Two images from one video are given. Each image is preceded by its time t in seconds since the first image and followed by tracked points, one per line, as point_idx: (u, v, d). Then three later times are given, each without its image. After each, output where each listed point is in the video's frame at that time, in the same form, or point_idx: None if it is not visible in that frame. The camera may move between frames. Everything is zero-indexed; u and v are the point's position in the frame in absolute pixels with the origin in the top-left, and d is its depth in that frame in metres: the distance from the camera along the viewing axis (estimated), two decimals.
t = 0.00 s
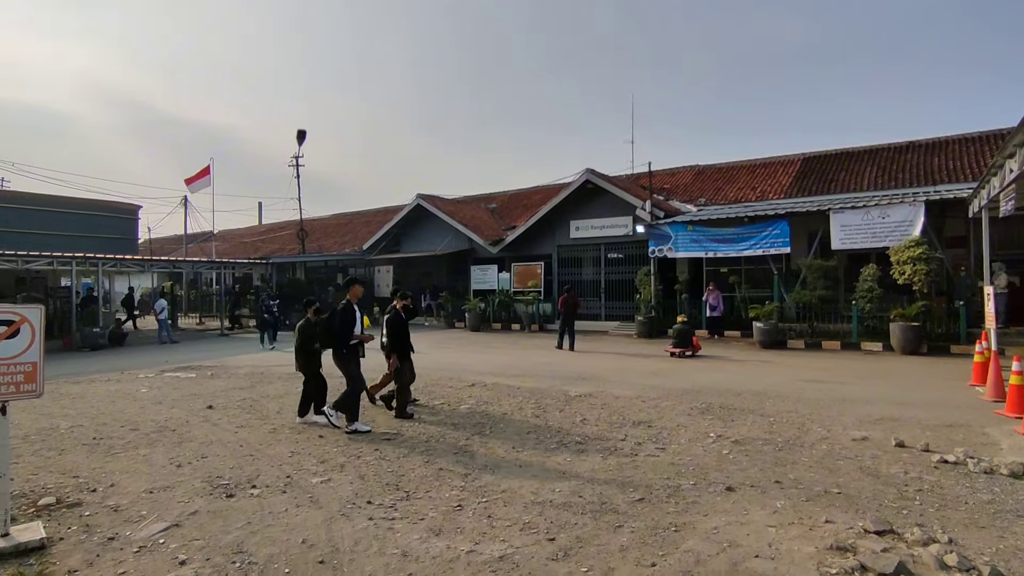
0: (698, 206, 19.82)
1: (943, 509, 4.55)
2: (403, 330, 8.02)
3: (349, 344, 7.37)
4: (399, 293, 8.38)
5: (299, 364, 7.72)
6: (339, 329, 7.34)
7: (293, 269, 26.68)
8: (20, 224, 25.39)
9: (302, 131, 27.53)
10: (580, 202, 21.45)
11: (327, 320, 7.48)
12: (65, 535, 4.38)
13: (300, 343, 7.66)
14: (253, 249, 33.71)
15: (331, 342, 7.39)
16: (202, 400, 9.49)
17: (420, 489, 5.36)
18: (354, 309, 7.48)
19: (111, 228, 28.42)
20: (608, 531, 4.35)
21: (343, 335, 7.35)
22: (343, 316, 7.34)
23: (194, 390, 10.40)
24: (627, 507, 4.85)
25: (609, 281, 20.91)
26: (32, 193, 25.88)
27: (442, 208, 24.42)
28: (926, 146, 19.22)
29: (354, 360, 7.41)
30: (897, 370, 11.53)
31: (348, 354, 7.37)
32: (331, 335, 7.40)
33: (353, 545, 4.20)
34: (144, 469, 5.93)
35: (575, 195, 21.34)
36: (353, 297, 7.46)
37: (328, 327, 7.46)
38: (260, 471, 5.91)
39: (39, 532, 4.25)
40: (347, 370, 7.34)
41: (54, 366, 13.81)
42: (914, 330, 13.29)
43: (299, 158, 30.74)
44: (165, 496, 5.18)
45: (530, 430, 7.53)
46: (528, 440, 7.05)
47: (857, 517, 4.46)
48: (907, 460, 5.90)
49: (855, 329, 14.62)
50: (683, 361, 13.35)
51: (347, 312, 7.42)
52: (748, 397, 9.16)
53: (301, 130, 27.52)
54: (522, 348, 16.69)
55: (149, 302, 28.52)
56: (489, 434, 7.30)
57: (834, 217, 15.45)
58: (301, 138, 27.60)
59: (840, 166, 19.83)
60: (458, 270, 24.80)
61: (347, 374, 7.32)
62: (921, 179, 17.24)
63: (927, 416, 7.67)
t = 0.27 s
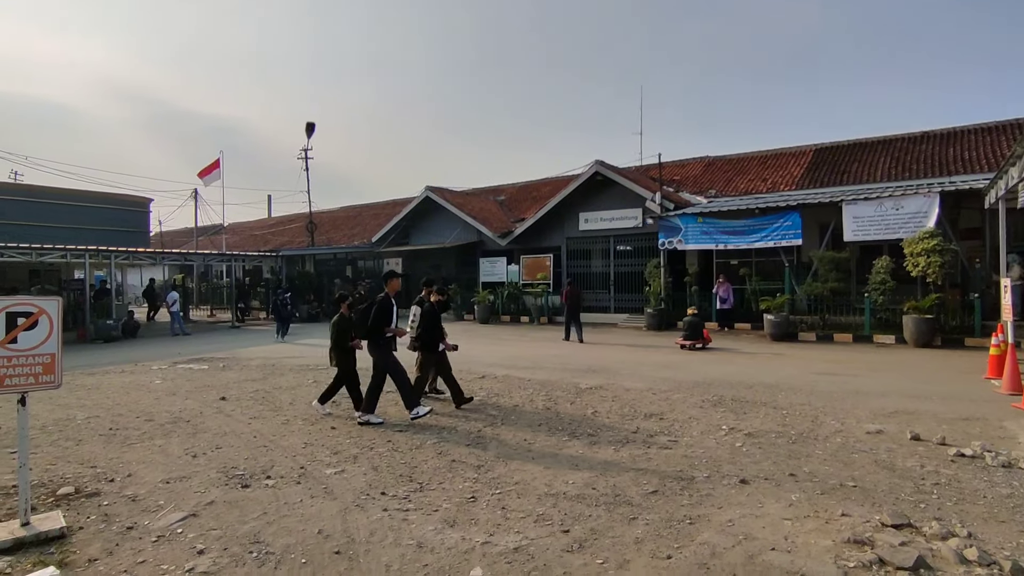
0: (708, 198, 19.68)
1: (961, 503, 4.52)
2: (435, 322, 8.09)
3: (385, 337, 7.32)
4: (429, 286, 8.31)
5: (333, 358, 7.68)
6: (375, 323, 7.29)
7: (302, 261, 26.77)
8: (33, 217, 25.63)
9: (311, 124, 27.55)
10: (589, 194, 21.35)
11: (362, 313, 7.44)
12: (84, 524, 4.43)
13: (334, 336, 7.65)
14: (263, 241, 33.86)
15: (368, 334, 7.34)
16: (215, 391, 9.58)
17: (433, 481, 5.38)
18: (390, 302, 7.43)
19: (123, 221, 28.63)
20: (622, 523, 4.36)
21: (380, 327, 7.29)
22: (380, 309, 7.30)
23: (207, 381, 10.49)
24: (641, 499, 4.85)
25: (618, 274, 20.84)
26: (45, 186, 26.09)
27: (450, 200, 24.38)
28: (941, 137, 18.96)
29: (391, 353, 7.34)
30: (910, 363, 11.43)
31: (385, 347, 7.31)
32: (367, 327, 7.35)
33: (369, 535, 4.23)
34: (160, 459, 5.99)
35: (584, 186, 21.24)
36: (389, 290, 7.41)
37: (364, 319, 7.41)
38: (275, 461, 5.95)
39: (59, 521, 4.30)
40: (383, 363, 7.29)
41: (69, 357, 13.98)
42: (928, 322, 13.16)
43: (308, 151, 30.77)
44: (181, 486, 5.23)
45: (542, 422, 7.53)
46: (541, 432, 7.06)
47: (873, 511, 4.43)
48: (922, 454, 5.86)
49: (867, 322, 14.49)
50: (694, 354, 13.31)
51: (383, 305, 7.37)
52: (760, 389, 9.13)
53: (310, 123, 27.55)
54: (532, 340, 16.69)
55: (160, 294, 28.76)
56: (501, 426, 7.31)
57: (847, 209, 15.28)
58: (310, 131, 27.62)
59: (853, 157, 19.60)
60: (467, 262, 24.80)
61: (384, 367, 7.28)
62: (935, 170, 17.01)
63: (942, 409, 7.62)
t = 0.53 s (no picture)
0: (721, 189, 19.49)
1: (985, 496, 4.46)
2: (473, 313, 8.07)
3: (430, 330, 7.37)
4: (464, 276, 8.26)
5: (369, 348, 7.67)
6: (421, 316, 7.32)
7: (315, 255, 26.87)
8: (51, 212, 25.94)
9: (323, 117, 27.61)
10: (601, 185, 21.23)
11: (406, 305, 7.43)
12: (108, 513, 4.49)
13: (371, 327, 7.64)
14: (276, 235, 34.07)
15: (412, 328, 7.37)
16: (232, 383, 9.67)
17: (450, 472, 5.39)
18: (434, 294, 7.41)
19: (138, 215, 28.91)
20: (640, 515, 4.35)
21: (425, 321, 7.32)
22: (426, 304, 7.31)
23: (223, 373, 10.59)
24: (659, 491, 4.84)
25: (631, 266, 20.74)
26: (62, 181, 26.38)
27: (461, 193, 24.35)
28: (960, 125, 18.62)
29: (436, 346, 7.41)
30: (928, 355, 11.29)
31: (430, 341, 7.37)
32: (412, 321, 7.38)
33: (388, 526, 4.25)
34: (180, 450, 6.06)
35: (596, 178, 21.12)
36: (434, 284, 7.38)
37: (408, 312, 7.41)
38: (293, 453, 5.99)
39: (84, 510, 4.36)
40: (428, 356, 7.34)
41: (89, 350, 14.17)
42: (946, 314, 12.95)
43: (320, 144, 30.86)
44: (201, 477, 5.29)
45: (557, 414, 7.53)
46: (556, 424, 7.06)
47: (895, 504, 4.39)
48: (943, 446, 5.79)
49: (883, 314, 14.30)
50: (708, 346, 13.23)
51: (428, 299, 7.37)
52: (776, 382, 9.06)
53: (322, 116, 27.60)
54: (544, 333, 16.67)
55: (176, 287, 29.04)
56: (515, 418, 7.32)
57: (863, 199, 15.06)
58: (321, 124, 27.68)
59: (869, 146, 19.32)
60: (478, 255, 24.81)
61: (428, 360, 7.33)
62: (953, 159, 16.73)
63: (963, 401, 7.52)
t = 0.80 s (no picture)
0: (734, 181, 19.29)
1: (1014, 491, 4.37)
2: (509, 306, 7.92)
3: (472, 321, 7.41)
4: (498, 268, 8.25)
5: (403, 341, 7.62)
6: (464, 306, 7.36)
7: (328, 249, 27.00)
8: (68, 208, 26.25)
9: (334, 112, 27.66)
10: (612, 178, 21.09)
11: (445, 296, 7.45)
12: (131, 505, 4.54)
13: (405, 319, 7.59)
14: (289, 230, 34.28)
15: (453, 318, 7.40)
16: (249, 376, 9.74)
17: (468, 465, 5.39)
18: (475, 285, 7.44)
19: (154, 211, 29.19)
20: (660, 508, 4.33)
21: (467, 311, 7.36)
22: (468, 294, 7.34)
23: (240, 367, 10.69)
24: (678, 484, 4.80)
25: (643, 259, 20.60)
26: (79, 178, 26.68)
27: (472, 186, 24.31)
28: (979, 113, 18.25)
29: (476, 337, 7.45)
30: (948, 347, 11.11)
31: (471, 331, 7.40)
32: (453, 312, 7.40)
33: (407, 519, 4.25)
34: (200, 443, 6.11)
35: (607, 171, 20.98)
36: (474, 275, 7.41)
37: (449, 302, 7.42)
38: (310, 445, 6.02)
39: (108, 502, 4.41)
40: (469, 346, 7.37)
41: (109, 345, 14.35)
42: (965, 305, 12.71)
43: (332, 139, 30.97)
44: (221, 469, 5.33)
45: (573, 407, 7.50)
46: (572, 417, 7.02)
47: (920, 498, 4.31)
48: (968, 440, 5.69)
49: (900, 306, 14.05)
50: (723, 338, 13.13)
51: (469, 289, 7.40)
52: (792, 374, 8.97)
53: (334, 111, 27.66)
54: (557, 326, 16.63)
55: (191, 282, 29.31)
56: (530, 411, 7.31)
57: (879, 190, 14.81)
58: (333, 119, 27.74)
59: (885, 136, 19.00)
60: (490, 248, 24.79)
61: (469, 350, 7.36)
62: (973, 148, 16.40)
63: (986, 394, 7.39)
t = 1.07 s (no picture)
0: (740, 176, 19.16)
1: None
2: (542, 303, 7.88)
3: (509, 319, 7.35)
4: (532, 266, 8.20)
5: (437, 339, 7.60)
6: (501, 305, 7.29)
7: (333, 248, 26.99)
8: (76, 208, 26.36)
9: (339, 110, 27.67)
10: (617, 174, 20.98)
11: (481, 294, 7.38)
12: (139, 505, 4.51)
13: (439, 318, 7.55)
14: (294, 228, 34.31)
15: (490, 317, 7.34)
16: (256, 375, 9.73)
17: (476, 464, 5.34)
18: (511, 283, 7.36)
19: (160, 210, 29.28)
20: (672, 507, 4.27)
21: (503, 310, 7.30)
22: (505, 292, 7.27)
23: (246, 366, 10.67)
24: (690, 482, 4.74)
25: (648, 255, 20.49)
26: (86, 177, 26.78)
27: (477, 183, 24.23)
28: (988, 106, 18.03)
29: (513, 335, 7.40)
30: (960, 343, 10.97)
31: (508, 330, 7.34)
32: (490, 310, 7.33)
33: (415, 519, 4.21)
34: (207, 442, 6.08)
35: (612, 167, 20.86)
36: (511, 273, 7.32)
37: (485, 301, 7.36)
38: (317, 444, 5.98)
39: (115, 502, 4.38)
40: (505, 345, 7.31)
41: (116, 344, 14.38)
42: (976, 300, 12.54)
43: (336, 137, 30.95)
44: (228, 468, 5.30)
45: (580, 404, 7.44)
46: (579, 415, 6.96)
47: (938, 498, 4.23)
48: (984, 437, 5.59)
49: (909, 301, 13.87)
50: (731, 334, 13.02)
51: (505, 287, 7.33)
52: (801, 370, 8.87)
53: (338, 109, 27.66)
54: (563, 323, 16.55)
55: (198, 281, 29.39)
56: (537, 408, 7.25)
57: (887, 184, 14.64)
58: (338, 117, 27.74)
59: (893, 129, 18.81)
60: (495, 245, 24.73)
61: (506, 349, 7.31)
62: (982, 141, 16.21)
63: (999, 390, 7.28)
